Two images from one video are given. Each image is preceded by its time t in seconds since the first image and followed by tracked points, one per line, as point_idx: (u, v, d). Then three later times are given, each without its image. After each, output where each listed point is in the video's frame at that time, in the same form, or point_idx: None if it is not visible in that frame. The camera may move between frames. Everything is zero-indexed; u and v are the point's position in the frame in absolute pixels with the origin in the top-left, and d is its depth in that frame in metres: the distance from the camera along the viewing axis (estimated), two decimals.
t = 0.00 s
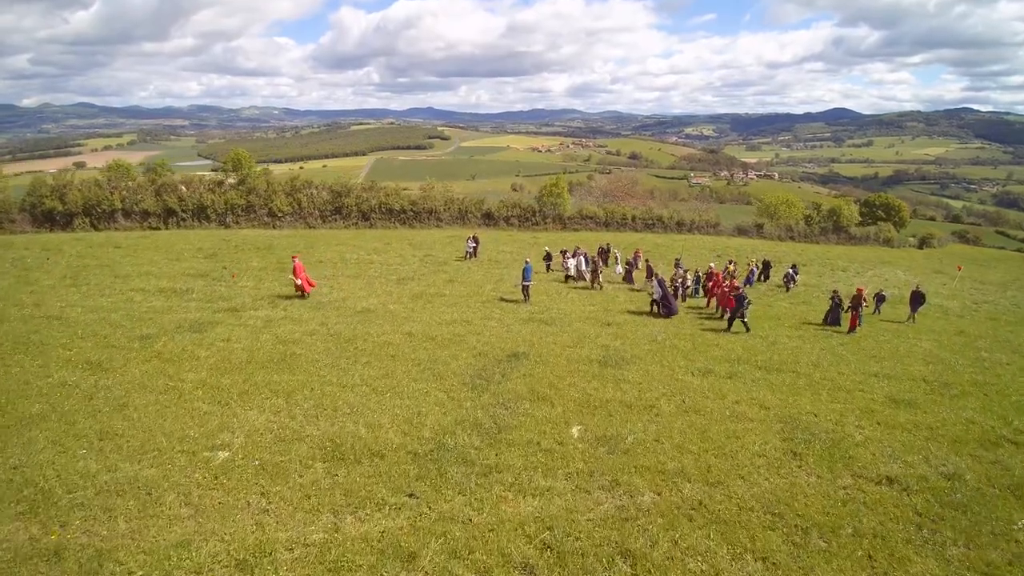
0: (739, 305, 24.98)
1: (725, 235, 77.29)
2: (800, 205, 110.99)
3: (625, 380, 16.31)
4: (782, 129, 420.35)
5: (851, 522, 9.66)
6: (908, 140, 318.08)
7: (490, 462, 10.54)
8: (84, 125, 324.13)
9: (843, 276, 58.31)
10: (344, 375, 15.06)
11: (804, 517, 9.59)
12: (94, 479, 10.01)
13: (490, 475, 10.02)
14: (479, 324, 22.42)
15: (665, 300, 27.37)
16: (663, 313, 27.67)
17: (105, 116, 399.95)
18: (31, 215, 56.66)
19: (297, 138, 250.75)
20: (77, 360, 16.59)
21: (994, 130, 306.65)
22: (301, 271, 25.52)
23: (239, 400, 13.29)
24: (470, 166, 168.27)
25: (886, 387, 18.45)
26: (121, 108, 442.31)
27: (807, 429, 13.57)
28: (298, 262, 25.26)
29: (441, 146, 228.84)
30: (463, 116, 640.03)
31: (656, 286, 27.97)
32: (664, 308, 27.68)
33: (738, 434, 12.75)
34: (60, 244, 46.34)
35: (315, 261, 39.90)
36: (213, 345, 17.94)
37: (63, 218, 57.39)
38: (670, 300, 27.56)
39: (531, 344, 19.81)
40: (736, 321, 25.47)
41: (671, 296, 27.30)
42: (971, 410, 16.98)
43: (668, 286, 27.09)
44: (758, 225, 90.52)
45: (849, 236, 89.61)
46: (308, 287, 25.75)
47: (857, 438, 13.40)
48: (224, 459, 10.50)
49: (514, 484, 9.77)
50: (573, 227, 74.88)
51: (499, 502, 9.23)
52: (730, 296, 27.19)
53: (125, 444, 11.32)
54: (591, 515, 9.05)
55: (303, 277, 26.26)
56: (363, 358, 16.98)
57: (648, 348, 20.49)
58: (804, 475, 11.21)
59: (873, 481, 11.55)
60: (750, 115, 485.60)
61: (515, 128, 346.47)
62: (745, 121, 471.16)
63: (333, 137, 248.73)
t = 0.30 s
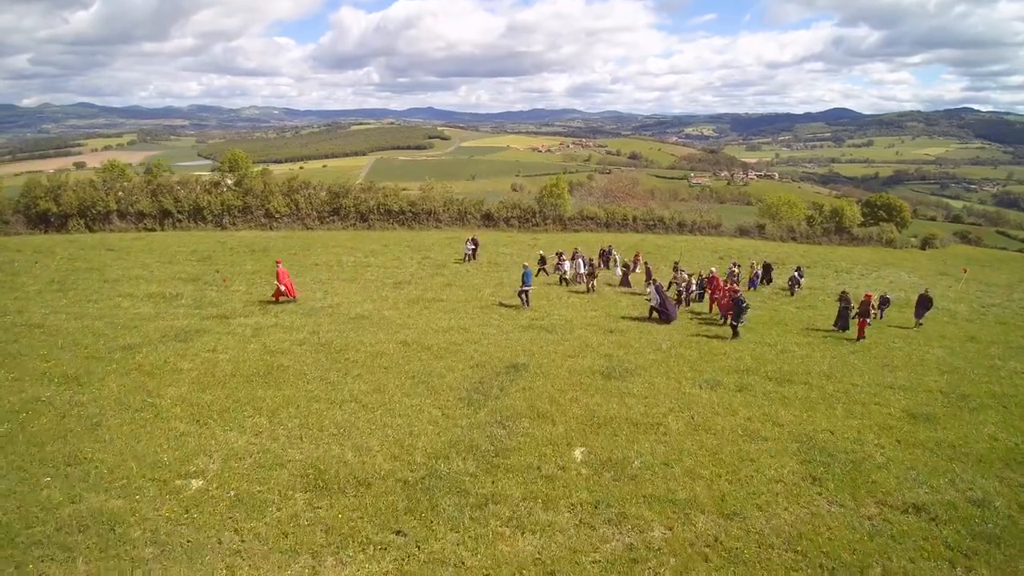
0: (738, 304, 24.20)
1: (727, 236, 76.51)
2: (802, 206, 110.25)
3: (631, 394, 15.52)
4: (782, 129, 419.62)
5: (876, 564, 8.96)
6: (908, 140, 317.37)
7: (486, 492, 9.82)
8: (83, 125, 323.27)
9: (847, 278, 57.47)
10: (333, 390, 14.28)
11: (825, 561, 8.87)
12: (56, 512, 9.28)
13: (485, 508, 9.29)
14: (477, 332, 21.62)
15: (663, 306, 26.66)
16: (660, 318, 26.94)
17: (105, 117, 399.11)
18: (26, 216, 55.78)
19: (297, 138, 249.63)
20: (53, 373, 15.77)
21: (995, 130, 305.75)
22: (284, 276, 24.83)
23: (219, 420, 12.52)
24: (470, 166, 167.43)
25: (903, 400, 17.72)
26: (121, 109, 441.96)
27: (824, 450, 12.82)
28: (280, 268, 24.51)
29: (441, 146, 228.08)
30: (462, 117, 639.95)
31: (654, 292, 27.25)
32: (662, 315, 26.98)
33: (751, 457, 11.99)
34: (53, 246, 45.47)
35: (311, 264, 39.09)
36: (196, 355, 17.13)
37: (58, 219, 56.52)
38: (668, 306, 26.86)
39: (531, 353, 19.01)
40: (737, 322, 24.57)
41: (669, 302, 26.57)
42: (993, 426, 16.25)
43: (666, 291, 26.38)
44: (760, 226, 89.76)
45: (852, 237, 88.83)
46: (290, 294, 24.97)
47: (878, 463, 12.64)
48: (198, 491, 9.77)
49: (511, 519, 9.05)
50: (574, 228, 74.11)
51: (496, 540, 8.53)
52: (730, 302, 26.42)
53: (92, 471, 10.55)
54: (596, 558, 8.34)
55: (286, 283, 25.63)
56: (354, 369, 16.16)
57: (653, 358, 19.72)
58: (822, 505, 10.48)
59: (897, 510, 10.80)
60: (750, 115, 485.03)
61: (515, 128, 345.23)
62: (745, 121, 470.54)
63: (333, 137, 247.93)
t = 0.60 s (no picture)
0: (737, 308, 23.70)
1: (728, 237, 76.06)
2: (803, 206, 109.73)
3: (634, 403, 15.02)
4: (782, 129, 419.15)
5: None
6: (909, 139, 316.79)
7: (484, 511, 9.40)
8: (83, 125, 322.79)
9: (850, 279, 56.97)
10: (327, 399, 13.80)
11: None
12: (31, 534, 8.82)
13: (483, 530, 8.87)
14: (476, 336, 21.09)
15: (661, 308, 26.08)
16: (658, 321, 26.35)
17: (105, 117, 398.84)
18: (22, 217, 55.33)
19: (297, 138, 249.01)
20: (38, 382, 15.26)
21: (995, 130, 305.39)
22: (269, 280, 24.20)
23: (207, 433, 12.06)
24: (470, 166, 166.91)
25: (914, 408, 17.24)
26: (121, 109, 441.47)
27: (836, 464, 12.36)
28: (265, 271, 23.88)
29: (441, 146, 227.49)
30: (463, 117, 639.56)
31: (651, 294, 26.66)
32: (659, 318, 26.47)
33: (761, 472, 11.53)
34: (50, 247, 45.01)
35: (309, 266, 38.56)
36: (185, 363, 16.60)
37: (55, 220, 56.03)
38: (666, 309, 26.36)
39: (531, 359, 18.48)
40: (735, 326, 24.08)
41: (667, 304, 26.00)
42: (1008, 435, 15.76)
43: (663, 294, 25.79)
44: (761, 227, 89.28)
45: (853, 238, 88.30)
46: (273, 297, 24.45)
47: (892, 478, 12.19)
48: (182, 511, 9.33)
49: (510, 543, 8.65)
50: (574, 228, 73.66)
51: (494, 566, 8.12)
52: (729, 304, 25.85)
53: (73, 488, 10.11)
54: None
55: (270, 285, 24.97)
56: (348, 377, 15.63)
57: (657, 364, 19.24)
58: (836, 524, 10.03)
59: (914, 529, 10.34)
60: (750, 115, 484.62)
61: (515, 128, 344.75)
62: (745, 121, 470.00)
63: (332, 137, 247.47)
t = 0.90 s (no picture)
0: (733, 312, 23.08)
1: (728, 237, 75.64)
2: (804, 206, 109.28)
3: (637, 411, 14.60)
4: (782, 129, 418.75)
5: None
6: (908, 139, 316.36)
7: (481, 531, 9.01)
8: (83, 125, 322.54)
9: (851, 280, 56.57)
10: (320, 408, 13.36)
11: None
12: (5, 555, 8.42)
13: (479, 552, 8.49)
14: (474, 341, 20.63)
15: (659, 312, 25.50)
16: (655, 325, 25.77)
17: (105, 116, 398.65)
18: (19, 217, 54.92)
19: (297, 138, 247.93)
20: (21, 390, 14.79)
21: (995, 130, 305.43)
22: (257, 283, 23.75)
23: (194, 446, 11.64)
24: (470, 166, 166.48)
25: (924, 416, 16.81)
26: (122, 109, 441.25)
27: (846, 477, 11.96)
28: (252, 274, 23.43)
29: (441, 146, 227.08)
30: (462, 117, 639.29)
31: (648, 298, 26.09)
32: (657, 321, 25.94)
33: (769, 486, 11.12)
34: (45, 248, 44.60)
35: (307, 267, 38.12)
36: (176, 370, 16.15)
37: (52, 220, 55.58)
38: (663, 313, 25.73)
39: (532, 365, 18.04)
40: (732, 330, 23.55)
41: (664, 308, 25.44)
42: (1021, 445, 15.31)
43: (661, 297, 25.22)
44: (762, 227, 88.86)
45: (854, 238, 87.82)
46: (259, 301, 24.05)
47: (904, 491, 11.78)
48: (164, 531, 8.93)
49: (508, 566, 8.26)
50: (575, 228, 73.25)
51: None
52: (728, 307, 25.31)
53: (52, 504, 9.71)
54: None
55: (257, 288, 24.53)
56: (342, 383, 15.20)
57: (659, 369, 18.79)
58: (849, 542, 9.67)
59: (930, 547, 9.95)
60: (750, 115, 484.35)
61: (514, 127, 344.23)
62: (745, 121, 469.59)
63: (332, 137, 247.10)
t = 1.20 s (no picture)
0: (730, 314, 22.72)
1: (729, 237, 75.29)
2: (804, 206, 108.97)
3: (640, 420, 14.16)
4: (781, 129, 418.67)
5: None
6: (908, 139, 316.17)
7: (478, 552, 8.66)
8: (82, 125, 321.89)
9: (853, 282, 56.19)
10: (313, 418, 12.91)
11: None
12: None
13: None
14: (473, 346, 20.19)
15: (655, 316, 25.03)
16: (652, 329, 25.24)
17: (105, 117, 397.93)
18: (15, 219, 54.40)
19: (297, 138, 247.54)
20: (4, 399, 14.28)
21: (995, 130, 305.25)
22: (243, 285, 23.27)
23: (180, 460, 11.20)
24: (469, 166, 166.03)
25: (934, 426, 16.44)
26: (121, 109, 440.71)
27: (858, 492, 11.62)
28: (240, 276, 22.97)
29: (440, 146, 226.56)
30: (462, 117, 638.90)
31: (643, 302, 25.62)
32: (654, 326, 25.33)
33: (779, 502, 10.76)
34: (41, 249, 44.11)
35: (304, 269, 37.65)
36: (165, 377, 15.68)
37: (48, 221, 55.02)
38: (659, 317, 25.19)
39: (531, 372, 17.59)
40: (729, 333, 23.12)
41: (660, 312, 24.97)
42: None
43: (656, 301, 24.77)
44: (763, 227, 88.50)
45: (855, 238, 87.45)
46: (246, 303, 23.59)
47: (918, 506, 11.43)
48: (146, 554, 8.53)
49: None
50: (574, 229, 72.87)
51: None
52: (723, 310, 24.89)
53: (29, 523, 9.26)
54: None
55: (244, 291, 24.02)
56: (336, 391, 14.76)
57: (663, 375, 18.37)
58: (864, 564, 9.36)
59: (947, 567, 9.63)
60: (749, 115, 484.26)
61: (514, 128, 344.14)
62: (745, 121, 469.39)
63: (332, 137, 246.62)
